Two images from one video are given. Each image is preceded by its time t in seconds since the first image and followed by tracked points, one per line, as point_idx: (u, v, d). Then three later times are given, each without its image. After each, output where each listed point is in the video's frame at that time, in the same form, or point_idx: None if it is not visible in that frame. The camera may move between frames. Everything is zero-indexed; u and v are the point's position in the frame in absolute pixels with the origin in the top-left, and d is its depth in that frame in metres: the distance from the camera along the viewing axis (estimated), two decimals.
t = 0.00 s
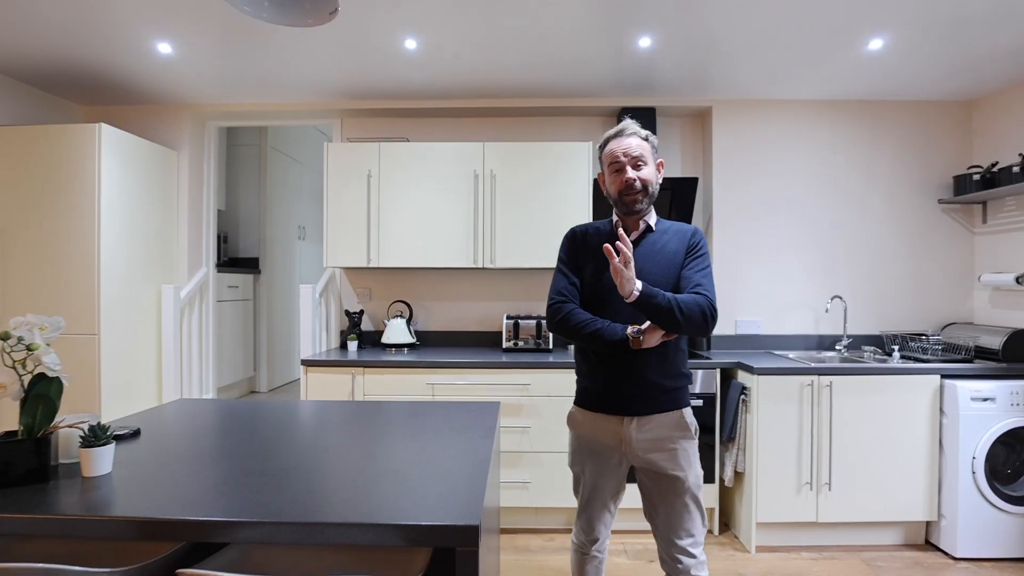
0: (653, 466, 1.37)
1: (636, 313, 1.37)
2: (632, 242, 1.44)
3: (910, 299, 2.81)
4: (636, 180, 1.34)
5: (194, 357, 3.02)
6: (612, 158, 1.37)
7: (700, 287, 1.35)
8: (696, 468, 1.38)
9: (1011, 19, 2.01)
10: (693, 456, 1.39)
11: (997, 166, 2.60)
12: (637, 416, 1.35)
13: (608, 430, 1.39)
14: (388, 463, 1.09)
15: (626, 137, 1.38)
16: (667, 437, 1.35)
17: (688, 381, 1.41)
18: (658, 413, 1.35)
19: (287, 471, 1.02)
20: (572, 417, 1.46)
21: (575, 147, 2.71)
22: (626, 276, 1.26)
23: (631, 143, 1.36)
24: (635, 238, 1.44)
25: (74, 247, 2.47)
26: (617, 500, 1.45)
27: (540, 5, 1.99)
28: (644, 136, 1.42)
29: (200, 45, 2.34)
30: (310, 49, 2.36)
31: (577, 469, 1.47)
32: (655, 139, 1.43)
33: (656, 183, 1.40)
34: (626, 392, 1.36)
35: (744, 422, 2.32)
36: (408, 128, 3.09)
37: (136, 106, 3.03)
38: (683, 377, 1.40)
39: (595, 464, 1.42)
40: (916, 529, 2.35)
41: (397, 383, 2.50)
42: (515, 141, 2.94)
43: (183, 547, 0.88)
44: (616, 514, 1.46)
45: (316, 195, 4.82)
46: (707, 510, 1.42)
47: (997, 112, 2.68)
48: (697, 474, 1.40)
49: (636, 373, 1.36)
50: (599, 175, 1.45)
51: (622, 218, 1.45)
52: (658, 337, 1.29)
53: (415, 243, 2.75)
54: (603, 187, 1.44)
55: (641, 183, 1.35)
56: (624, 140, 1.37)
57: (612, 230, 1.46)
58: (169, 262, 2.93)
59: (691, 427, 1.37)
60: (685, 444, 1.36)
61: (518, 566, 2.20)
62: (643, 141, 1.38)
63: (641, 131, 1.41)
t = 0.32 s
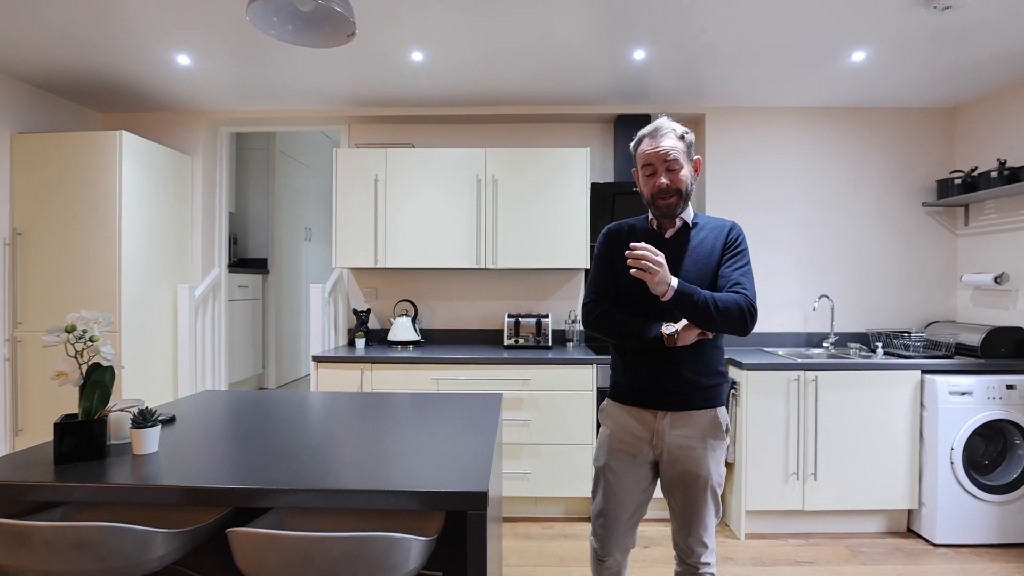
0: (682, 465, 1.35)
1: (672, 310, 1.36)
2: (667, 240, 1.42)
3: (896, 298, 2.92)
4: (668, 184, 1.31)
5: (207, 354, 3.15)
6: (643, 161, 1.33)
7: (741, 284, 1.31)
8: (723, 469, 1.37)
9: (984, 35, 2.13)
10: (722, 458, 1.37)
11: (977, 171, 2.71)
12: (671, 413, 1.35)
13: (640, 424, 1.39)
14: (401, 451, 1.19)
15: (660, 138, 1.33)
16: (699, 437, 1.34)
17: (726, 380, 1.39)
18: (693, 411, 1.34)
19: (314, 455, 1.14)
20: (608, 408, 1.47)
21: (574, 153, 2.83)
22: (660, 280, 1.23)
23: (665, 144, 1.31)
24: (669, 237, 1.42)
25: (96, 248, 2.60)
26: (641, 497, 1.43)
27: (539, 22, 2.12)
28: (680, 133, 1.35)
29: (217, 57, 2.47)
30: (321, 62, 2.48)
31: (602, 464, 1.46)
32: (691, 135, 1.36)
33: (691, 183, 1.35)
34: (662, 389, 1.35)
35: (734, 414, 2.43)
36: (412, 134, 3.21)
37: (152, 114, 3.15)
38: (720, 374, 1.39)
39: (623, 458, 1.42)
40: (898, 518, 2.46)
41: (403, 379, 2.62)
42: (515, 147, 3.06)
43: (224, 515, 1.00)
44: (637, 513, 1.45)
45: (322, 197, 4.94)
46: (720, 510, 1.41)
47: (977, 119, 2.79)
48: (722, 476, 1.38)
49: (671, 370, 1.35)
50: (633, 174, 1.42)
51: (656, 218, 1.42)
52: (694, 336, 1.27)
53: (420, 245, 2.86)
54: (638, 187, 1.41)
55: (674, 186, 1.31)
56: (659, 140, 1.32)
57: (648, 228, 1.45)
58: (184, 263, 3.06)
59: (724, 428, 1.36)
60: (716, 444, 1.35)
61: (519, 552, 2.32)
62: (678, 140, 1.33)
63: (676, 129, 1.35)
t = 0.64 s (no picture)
0: (685, 461, 1.26)
1: (676, 308, 1.28)
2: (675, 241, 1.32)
3: (885, 297, 3.02)
4: (684, 197, 1.21)
5: (220, 352, 3.26)
6: (662, 167, 1.22)
7: (749, 286, 1.22)
8: (720, 468, 1.30)
9: (964, 47, 2.23)
10: (720, 457, 1.29)
11: (964, 175, 2.80)
12: (670, 412, 1.26)
13: (640, 418, 1.31)
14: (413, 441, 1.29)
15: (681, 146, 1.19)
16: (700, 433, 1.25)
17: (728, 382, 1.30)
18: (693, 410, 1.25)
19: (334, 444, 1.25)
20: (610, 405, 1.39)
21: (573, 157, 2.92)
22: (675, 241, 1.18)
23: (686, 154, 1.18)
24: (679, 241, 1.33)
25: (116, 250, 2.71)
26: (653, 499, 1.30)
27: (539, 34, 2.23)
28: (706, 139, 1.21)
29: (232, 67, 2.59)
30: (331, 72, 2.59)
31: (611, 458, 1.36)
32: (718, 142, 1.21)
33: (709, 192, 1.25)
34: (660, 387, 1.27)
35: (727, 409, 2.54)
36: (418, 138, 3.31)
37: (166, 119, 3.26)
38: (723, 375, 1.30)
39: (631, 452, 1.32)
40: (886, 509, 2.56)
41: (410, 375, 2.72)
42: (517, 152, 3.17)
43: (256, 492, 1.11)
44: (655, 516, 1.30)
45: (328, 199, 5.04)
46: (715, 507, 1.34)
47: (964, 124, 2.89)
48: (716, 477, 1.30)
49: (672, 368, 1.27)
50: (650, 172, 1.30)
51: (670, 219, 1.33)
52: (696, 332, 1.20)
53: (425, 246, 2.97)
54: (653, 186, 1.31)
55: (689, 199, 1.22)
56: (679, 148, 1.19)
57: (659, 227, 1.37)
58: (198, 264, 3.17)
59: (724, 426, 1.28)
60: (715, 442, 1.27)
61: (522, 540, 2.42)
62: (700, 149, 1.19)
63: (703, 134, 1.20)
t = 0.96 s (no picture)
0: (682, 462, 1.29)
1: (672, 311, 1.33)
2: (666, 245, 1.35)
3: (877, 296, 3.13)
4: (669, 196, 1.24)
5: (233, 349, 3.37)
6: (644, 170, 1.25)
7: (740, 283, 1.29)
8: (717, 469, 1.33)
9: (947, 57, 2.34)
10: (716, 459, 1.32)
11: (951, 178, 2.91)
12: (668, 414, 1.29)
13: (637, 421, 1.34)
14: (428, 428, 1.41)
15: (659, 149, 1.23)
16: (696, 435, 1.29)
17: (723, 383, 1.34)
18: (693, 411, 1.29)
19: (358, 430, 1.37)
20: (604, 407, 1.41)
21: (575, 161, 3.03)
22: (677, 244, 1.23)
23: (666, 155, 1.22)
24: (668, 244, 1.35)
25: (138, 250, 2.84)
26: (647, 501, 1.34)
27: (543, 45, 2.34)
28: (682, 140, 1.26)
29: (249, 75, 2.71)
30: (343, 81, 2.72)
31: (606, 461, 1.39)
32: (693, 142, 1.27)
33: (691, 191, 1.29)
34: (660, 389, 1.31)
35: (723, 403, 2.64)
36: (425, 142, 3.42)
37: (181, 124, 3.38)
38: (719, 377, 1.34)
39: (628, 454, 1.34)
40: (876, 499, 2.67)
41: (418, 370, 2.83)
42: (521, 156, 3.28)
43: (290, 471, 1.22)
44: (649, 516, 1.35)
45: (335, 201, 5.15)
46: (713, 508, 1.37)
47: (952, 129, 2.99)
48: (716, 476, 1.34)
49: (670, 369, 1.30)
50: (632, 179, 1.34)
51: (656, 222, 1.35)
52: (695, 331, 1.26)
53: (433, 247, 3.08)
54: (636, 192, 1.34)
55: (674, 198, 1.25)
56: (657, 150, 1.23)
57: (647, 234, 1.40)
58: (212, 264, 3.30)
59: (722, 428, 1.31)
60: (711, 444, 1.30)
61: (526, 528, 2.53)
62: (678, 150, 1.24)
63: (678, 135, 1.26)
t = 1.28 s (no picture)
0: (658, 461, 1.35)
1: (648, 306, 1.38)
2: (644, 241, 1.41)
3: (869, 295, 3.23)
4: (648, 186, 1.30)
5: (246, 347, 3.48)
6: (624, 160, 1.32)
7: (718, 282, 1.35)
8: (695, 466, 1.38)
9: (933, 67, 2.44)
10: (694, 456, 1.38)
11: (941, 182, 3.01)
12: (644, 412, 1.35)
13: (614, 424, 1.38)
14: (438, 416, 1.52)
15: (638, 141, 1.31)
16: (673, 434, 1.35)
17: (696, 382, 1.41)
18: (669, 409, 1.35)
19: (373, 418, 1.47)
20: (579, 411, 1.45)
21: (577, 165, 3.14)
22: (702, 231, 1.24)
23: (643, 148, 1.30)
24: (646, 239, 1.40)
25: (157, 252, 2.96)
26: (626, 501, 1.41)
27: (546, 56, 2.45)
28: (659, 137, 1.34)
29: (263, 84, 2.82)
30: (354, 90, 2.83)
31: (585, 464, 1.45)
32: (670, 140, 1.35)
33: (669, 185, 1.34)
34: (638, 386, 1.36)
35: (720, 399, 2.75)
36: (431, 147, 3.53)
37: (195, 130, 3.50)
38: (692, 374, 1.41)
39: (606, 456, 1.40)
40: (867, 491, 2.77)
41: (425, 367, 2.94)
42: (524, 160, 3.38)
43: (314, 456, 1.33)
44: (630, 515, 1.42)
45: (341, 203, 5.25)
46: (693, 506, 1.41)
47: (942, 135, 3.09)
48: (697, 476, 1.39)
49: (646, 367, 1.36)
50: (611, 175, 1.40)
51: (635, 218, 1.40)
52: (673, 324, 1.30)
53: (439, 248, 3.18)
54: (615, 187, 1.40)
55: (653, 188, 1.30)
56: (636, 143, 1.31)
57: (626, 229, 1.44)
58: (226, 264, 3.41)
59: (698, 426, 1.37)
60: (688, 442, 1.35)
61: (530, 519, 2.64)
62: (655, 145, 1.31)
63: (655, 131, 1.34)
